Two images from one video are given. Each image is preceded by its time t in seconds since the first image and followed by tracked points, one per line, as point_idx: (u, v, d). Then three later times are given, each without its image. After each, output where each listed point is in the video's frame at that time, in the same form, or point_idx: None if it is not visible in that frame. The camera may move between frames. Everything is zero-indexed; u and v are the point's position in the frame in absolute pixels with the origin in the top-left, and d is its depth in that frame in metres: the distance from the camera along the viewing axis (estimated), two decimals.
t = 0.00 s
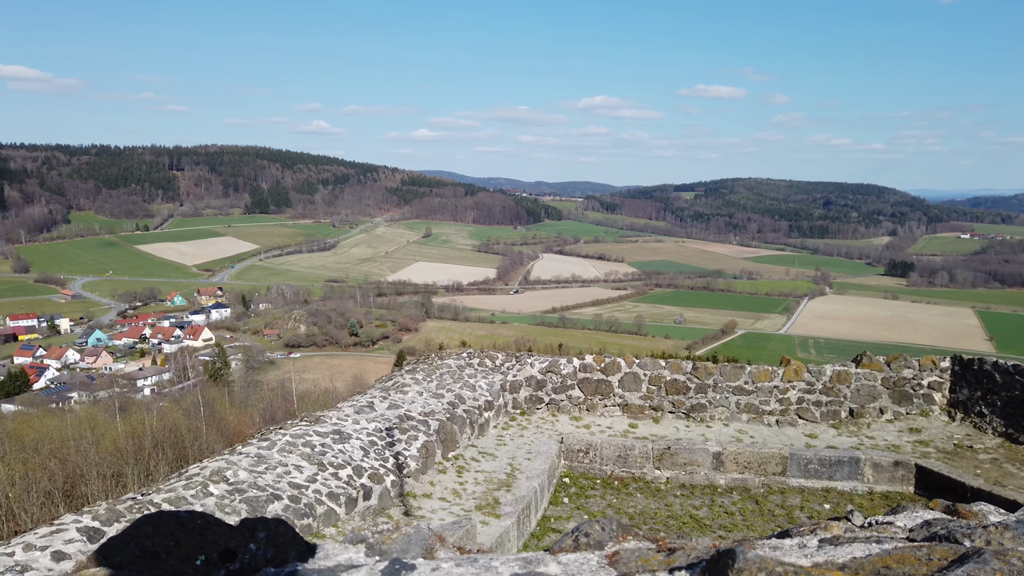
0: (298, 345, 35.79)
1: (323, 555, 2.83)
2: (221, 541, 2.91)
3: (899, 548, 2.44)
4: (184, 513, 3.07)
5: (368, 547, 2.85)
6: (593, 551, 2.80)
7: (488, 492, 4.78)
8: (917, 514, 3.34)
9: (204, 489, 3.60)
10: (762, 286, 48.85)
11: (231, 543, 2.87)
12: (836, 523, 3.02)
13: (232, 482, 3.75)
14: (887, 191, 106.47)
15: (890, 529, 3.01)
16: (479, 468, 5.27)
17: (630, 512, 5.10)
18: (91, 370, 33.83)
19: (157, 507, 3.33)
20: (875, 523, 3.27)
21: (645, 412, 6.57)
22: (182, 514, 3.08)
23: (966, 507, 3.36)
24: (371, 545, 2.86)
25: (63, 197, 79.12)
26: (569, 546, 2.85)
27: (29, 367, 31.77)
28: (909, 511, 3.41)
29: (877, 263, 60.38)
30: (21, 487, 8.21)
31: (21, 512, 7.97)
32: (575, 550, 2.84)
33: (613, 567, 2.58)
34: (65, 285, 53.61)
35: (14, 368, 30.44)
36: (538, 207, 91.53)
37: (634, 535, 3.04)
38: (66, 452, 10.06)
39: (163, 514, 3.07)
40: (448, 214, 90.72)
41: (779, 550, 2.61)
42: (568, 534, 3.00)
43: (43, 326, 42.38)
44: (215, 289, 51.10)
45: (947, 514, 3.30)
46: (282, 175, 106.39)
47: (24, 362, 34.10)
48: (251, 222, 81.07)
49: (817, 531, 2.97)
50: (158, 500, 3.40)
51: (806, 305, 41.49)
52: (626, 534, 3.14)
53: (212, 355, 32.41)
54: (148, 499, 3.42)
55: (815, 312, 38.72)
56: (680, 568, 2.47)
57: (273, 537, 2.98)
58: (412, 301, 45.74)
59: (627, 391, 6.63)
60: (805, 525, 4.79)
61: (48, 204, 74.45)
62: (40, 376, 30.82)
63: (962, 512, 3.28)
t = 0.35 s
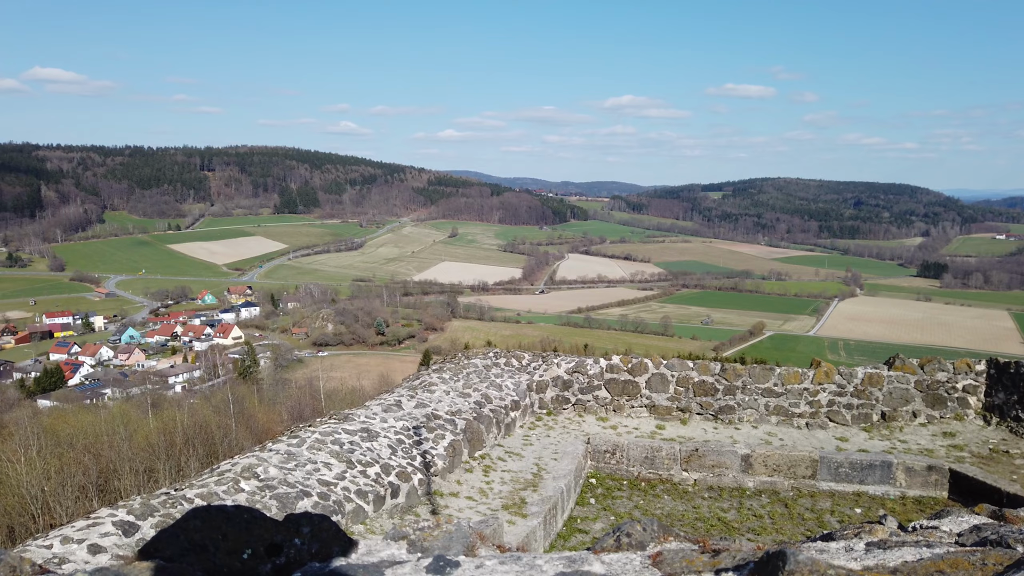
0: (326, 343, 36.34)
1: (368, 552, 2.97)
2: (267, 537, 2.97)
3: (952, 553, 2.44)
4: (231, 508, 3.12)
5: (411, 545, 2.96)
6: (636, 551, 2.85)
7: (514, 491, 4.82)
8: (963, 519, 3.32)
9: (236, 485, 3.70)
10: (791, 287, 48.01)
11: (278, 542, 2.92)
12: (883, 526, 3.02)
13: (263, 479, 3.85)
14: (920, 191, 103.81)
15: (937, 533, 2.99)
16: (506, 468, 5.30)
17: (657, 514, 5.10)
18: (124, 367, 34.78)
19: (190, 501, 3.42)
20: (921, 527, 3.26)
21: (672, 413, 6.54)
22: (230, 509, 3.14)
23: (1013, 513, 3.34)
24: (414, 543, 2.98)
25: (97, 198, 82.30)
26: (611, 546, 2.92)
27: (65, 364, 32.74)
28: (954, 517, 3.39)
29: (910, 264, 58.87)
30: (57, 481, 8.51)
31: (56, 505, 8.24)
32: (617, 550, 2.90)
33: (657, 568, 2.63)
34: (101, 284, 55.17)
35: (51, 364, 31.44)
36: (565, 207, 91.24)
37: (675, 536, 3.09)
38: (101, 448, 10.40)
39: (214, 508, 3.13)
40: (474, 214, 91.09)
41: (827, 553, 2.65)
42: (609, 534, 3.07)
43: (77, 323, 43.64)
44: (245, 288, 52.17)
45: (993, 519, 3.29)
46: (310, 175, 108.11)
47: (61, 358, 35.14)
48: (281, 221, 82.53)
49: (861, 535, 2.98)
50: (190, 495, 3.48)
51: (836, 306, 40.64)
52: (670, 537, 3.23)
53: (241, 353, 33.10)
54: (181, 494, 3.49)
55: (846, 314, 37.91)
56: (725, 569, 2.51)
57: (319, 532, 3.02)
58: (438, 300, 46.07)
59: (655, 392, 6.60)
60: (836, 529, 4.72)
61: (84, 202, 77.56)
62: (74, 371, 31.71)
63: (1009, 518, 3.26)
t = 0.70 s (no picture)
0: (353, 342, 36.84)
1: (411, 549, 3.02)
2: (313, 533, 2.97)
3: (1008, 560, 2.40)
4: (277, 504, 3.09)
5: (452, 544, 3.07)
6: (677, 553, 2.89)
7: (541, 492, 4.86)
8: (1010, 526, 3.25)
9: (267, 482, 3.81)
10: (821, 288, 47.08)
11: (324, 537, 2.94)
12: (930, 532, 2.99)
13: (293, 476, 3.96)
14: (954, 191, 100.92)
15: (985, 540, 2.93)
16: (533, 468, 5.35)
17: (684, 515, 5.09)
18: (156, 365, 35.69)
19: (222, 497, 3.54)
20: (968, 533, 3.20)
21: (701, 415, 6.50)
22: (276, 504, 3.12)
23: None
24: (456, 542, 3.08)
25: (130, 197, 86.08)
26: (653, 547, 2.96)
27: (99, 361, 33.67)
28: (1001, 522, 3.32)
29: (944, 266, 57.27)
30: (90, 476, 8.92)
31: (90, 500, 8.67)
32: (659, 551, 2.93)
33: (702, 569, 2.65)
34: (135, 283, 56.63)
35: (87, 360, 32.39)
36: (591, 207, 90.87)
37: (716, 539, 3.10)
38: (135, 444, 10.84)
39: (259, 504, 3.10)
40: (500, 214, 91.25)
41: (876, 559, 2.62)
42: (652, 535, 3.12)
43: (111, 321, 44.90)
44: (274, 287, 53.15)
45: None
46: (338, 175, 109.61)
47: (96, 355, 36.16)
48: (309, 221, 83.84)
49: (908, 541, 2.95)
50: (222, 491, 3.59)
51: (867, 308, 39.75)
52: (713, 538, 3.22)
53: (270, 352, 33.75)
54: (214, 490, 3.61)
55: (878, 315, 37.02)
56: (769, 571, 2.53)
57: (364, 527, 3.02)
58: (464, 300, 46.29)
59: (682, 393, 6.58)
60: (867, 535, 4.65)
61: (118, 203, 80.99)
62: (108, 369, 32.61)
63: None
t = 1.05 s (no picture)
0: (380, 341, 37.28)
1: (453, 547, 3.05)
2: (356, 530, 3.04)
3: None
4: (322, 501, 3.18)
5: (493, 542, 3.10)
6: (723, 555, 2.89)
7: (568, 492, 4.89)
8: None
9: (297, 479, 3.92)
10: (853, 288, 46.08)
11: (368, 534, 3.01)
12: (981, 538, 2.91)
13: (323, 473, 4.05)
14: (991, 191, 97.83)
15: None
16: (559, 468, 5.38)
17: (713, 519, 5.06)
18: (188, 362, 36.59)
19: (254, 493, 3.66)
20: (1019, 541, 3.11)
21: (729, 417, 6.46)
22: (321, 501, 3.19)
23: None
24: (497, 540, 3.11)
25: (164, 197, 90.15)
26: (697, 549, 2.96)
27: (132, 358, 34.62)
28: None
29: (979, 267, 55.55)
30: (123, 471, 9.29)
31: (124, 495, 9.00)
32: (705, 553, 2.93)
33: (749, 572, 2.65)
34: (168, 282, 58.12)
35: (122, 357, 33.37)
36: (618, 207, 90.32)
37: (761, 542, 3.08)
38: (167, 440, 11.23)
39: (305, 500, 3.19)
40: (526, 213, 91.26)
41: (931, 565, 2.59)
42: (696, 537, 3.11)
43: (145, 318, 46.13)
44: (303, 286, 54.05)
45: None
46: (366, 175, 110.87)
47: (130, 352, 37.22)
48: (337, 221, 85.04)
49: (960, 547, 2.87)
50: (254, 487, 3.72)
51: (900, 309, 38.79)
52: (752, 542, 3.24)
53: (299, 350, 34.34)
54: (246, 486, 3.73)
55: (911, 317, 36.07)
56: None
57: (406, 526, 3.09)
58: (490, 300, 46.43)
59: (711, 395, 6.54)
60: (902, 540, 4.57)
61: (151, 202, 84.22)
62: (141, 365, 33.54)
63: None
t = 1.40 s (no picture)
0: (407, 340, 37.65)
1: (495, 545, 3.08)
2: (400, 526, 3.09)
3: None
4: (365, 497, 3.25)
5: (535, 540, 3.13)
6: (770, 557, 2.87)
7: (595, 493, 4.91)
8: None
9: (327, 476, 4.02)
10: (885, 290, 44.99)
11: (411, 530, 3.05)
12: None
13: (353, 471, 4.15)
14: None
15: None
16: (587, 469, 5.40)
17: (743, 522, 5.02)
18: (219, 360, 37.42)
19: (285, 489, 3.77)
20: None
21: (759, 419, 6.40)
22: (364, 498, 3.26)
23: None
24: (539, 539, 3.14)
25: (196, 197, 92.97)
26: (744, 551, 2.95)
27: (165, 355, 35.54)
28: None
29: (1016, 267, 53.75)
30: (155, 467, 9.53)
31: (156, 489, 9.26)
32: (752, 555, 2.91)
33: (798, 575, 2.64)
34: (200, 280, 59.53)
35: (154, 355, 34.30)
36: (645, 207, 89.57)
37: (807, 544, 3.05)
38: (198, 437, 11.49)
39: (349, 495, 3.26)
40: (552, 213, 91.11)
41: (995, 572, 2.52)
42: (742, 537, 3.09)
43: (177, 317, 47.30)
44: (331, 286, 54.87)
45: None
46: (394, 175, 112.00)
47: (162, 349, 38.25)
48: (365, 221, 86.10)
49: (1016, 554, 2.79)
50: (284, 483, 3.82)
51: (933, 311, 37.77)
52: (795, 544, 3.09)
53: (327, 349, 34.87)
54: (277, 482, 3.84)
55: (945, 319, 35.06)
56: None
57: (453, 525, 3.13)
58: (516, 299, 46.48)
59: (741, 397, 6.49)
60: (935, 547, 4.49)
61: (183, 202, 86.70)
62: (174, 363, 34.42)
63: None
